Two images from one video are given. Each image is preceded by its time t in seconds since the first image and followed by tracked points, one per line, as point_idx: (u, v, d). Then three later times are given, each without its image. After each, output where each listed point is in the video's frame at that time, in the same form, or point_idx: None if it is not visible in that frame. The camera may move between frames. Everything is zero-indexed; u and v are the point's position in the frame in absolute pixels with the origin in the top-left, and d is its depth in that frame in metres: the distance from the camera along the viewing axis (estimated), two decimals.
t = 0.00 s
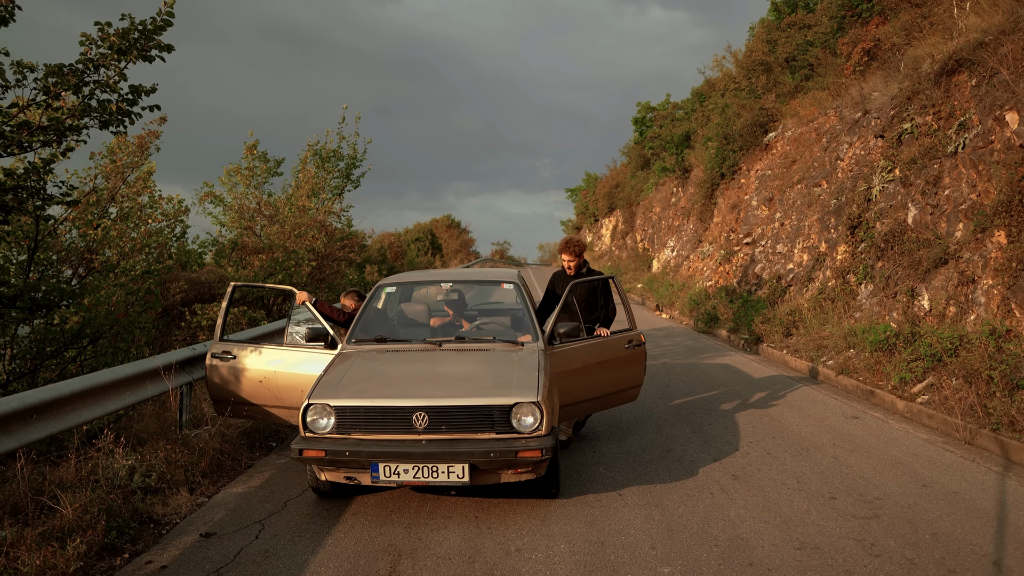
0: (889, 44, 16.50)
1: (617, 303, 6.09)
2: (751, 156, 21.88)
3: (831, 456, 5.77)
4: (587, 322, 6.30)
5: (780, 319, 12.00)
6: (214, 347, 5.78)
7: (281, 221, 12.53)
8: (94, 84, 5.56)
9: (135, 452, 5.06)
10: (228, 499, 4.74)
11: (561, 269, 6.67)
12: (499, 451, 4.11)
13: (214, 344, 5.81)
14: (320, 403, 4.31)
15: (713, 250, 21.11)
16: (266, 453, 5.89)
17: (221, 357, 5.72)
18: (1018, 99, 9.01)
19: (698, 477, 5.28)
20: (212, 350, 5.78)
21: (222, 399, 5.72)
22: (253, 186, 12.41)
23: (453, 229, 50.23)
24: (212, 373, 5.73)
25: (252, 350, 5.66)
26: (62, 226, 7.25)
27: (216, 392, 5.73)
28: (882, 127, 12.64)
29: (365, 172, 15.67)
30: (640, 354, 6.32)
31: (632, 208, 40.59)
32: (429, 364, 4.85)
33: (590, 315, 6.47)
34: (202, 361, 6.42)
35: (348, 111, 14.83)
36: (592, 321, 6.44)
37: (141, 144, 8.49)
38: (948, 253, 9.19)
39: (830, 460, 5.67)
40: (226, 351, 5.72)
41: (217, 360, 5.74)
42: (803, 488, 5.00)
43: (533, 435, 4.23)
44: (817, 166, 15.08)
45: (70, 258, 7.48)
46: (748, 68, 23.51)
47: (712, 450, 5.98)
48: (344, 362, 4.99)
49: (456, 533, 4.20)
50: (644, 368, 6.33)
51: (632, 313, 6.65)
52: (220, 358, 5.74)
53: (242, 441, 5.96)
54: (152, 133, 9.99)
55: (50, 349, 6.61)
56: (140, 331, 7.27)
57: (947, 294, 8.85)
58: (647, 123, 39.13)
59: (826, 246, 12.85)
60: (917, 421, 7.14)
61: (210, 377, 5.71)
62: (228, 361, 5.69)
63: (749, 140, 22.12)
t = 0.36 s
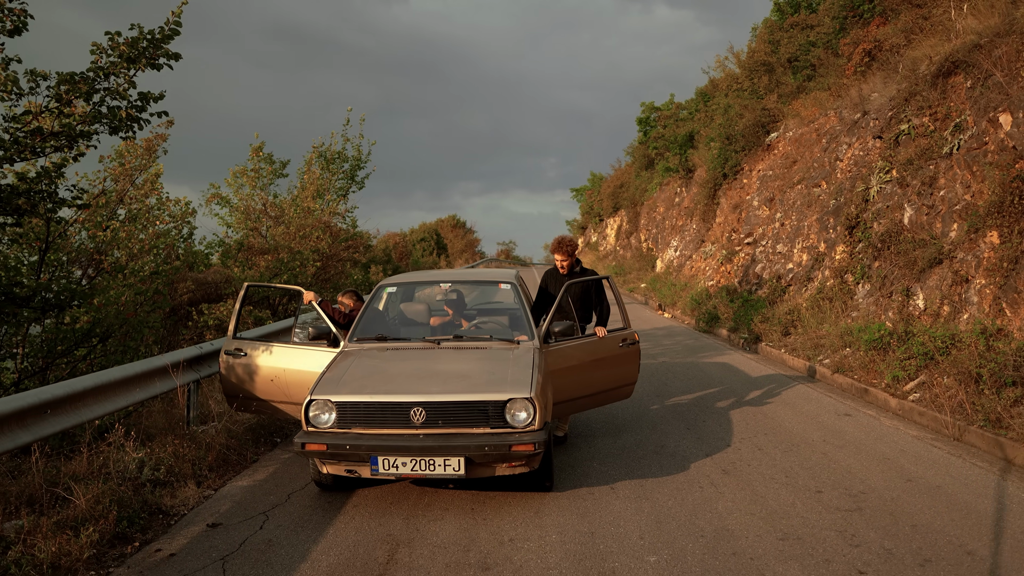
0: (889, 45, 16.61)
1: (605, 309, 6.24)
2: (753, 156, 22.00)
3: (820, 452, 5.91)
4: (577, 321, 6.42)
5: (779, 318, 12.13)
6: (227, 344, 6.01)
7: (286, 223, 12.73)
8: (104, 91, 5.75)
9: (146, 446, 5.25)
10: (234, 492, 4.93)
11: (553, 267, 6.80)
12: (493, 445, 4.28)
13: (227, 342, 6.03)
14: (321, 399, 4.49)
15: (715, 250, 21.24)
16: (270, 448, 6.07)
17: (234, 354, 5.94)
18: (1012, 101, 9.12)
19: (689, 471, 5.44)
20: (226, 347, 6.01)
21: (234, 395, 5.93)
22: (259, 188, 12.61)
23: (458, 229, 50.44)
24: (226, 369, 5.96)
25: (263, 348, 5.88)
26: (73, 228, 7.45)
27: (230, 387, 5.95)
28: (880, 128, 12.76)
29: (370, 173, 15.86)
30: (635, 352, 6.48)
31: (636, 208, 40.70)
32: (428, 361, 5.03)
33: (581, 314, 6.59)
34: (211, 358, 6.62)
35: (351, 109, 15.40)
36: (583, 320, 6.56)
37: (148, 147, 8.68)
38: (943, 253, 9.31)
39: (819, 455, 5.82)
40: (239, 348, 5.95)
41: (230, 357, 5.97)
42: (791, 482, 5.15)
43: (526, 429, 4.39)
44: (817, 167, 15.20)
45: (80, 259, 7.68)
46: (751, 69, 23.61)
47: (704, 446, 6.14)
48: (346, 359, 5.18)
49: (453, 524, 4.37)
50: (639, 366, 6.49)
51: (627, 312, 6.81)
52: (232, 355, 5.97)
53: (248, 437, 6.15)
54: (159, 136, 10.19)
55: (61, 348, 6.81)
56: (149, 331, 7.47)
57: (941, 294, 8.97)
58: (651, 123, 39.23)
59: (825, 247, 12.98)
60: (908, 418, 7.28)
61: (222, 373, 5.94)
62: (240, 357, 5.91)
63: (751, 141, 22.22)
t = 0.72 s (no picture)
0: (901, 46, 16.63)
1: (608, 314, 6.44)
2: (765, 156, 22.04)
3: (820, 449, 6.04)
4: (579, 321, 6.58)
5: (787, 318, 12.24)
6: (256, 340, 6.30)
7: (301, 224, 12.99)
8: (127, 99, 5.99)
9: (167, 439, 5.49)
10: (251, 484, 5.14)
11: (558, 269, 7.02)
12: (499, 439, 4.45)
13: (255, 339, 6.31)
14: (334, 394, 4.69)
15: (727, 250, 21.31)
16: (286, 443, 6.29)
17: (261, 350, 6.22)
18: (1018, 103, 9.18)
19: (691, 467, 5.58)
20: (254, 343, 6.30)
21: (262, 389, 6.21)
22: (275, 190, 12.88)
23: (472, 229, 50.70)
24: (254, 364, 6.26)
25: (286, 346, 6.11)
26: (95, 231, 7.70)
27: (259, 383, 6.22)
28: (890, 129, 12.82)
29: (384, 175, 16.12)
30: (641, 351, 6.63)
31: (649, 208, 40.73)
32: (437, 359, 5.21)
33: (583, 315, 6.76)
34: (229, 357, 6.84)
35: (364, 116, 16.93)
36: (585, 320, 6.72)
37: (167, 151, 8.94)
38: (950, 253, 9.38)
39: (820, 452, 5.94)
40: (265, 344, 6.23)
41: (257, 352, 6.26)
42: (789, 477, 5.29)
43: (531, 425, 4.56)
44: (828, 167, 15.26)
45: (102, 260, 7.95)
46: (763, 70, 23.64)
47: (707, 443, 6.28)
48: (359, 356, 5.38)
49: (460, 515, 4.55)
50: (645, 365, 6.63)
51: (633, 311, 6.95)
52: (258, 350, 6.26)
53: (265, 432, 6.36)
54: (178, 140, 10.46)
55: (85, 346, 7.06)
56: (170, 330, 7.72)
57: (947, 294, 9.05)
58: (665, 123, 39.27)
59: (835, 247, 13.05)
60: (911, 416, 7.38)
61: (251, 369, 6.23)
62: (265, 353, 6.19)
63: (763, 141, 22.27)
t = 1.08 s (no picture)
0: (910, 48, 16.67)
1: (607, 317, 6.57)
2: (775, 157, 22.10)
3: (820, 447, 6.17)
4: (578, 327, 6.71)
5: (794, 319, 12.34)
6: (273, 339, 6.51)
7: (313, 226, 13.21)
8: (146, 105, 6.20)
9: (185, 434, 5.69)
10: (265, 478, 5.33)
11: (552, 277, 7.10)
12: (503, 435, 4.61)
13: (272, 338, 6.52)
14: (345, 391, 4.87)
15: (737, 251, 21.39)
16: (299, 439, 6.48)
17: (277, 348, 6.43)
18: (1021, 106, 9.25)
19: (692, 464, 5.73)
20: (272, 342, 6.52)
21: (278, 387, 6.42)
22: (288, 191, 13.11)
23: (483, 229, 50.92)
24: (270, 362, 6.46)
25: (301, 346, 6.31)
26: (113, 232, 7.94)
27: (275, 380, 6.43)
28: (897, 130, 12.89)
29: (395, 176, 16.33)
30: (646, 351, 6.78)
31: (660, 209, 40.78)
32: (445, 357, 5.38)
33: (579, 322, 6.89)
34: (243, 355, 7.05)
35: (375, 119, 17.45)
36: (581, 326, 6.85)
37: (183, 153, 9.16)
38: (954, 255, 9.46)
39: (819, 450, 6.07)
40: (281, 342, 6.44)
41: (272, 350, 6.47)
42: (787, 474, 5.43)
43: (535, 422, 4.71)
44: (835, 169, 15.33)
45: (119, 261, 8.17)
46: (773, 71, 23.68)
47: (709, 441, 6.42)
48: (369, 355, 5.56)
49: (466, 508, 4.71)
50: (649, 365, 6.78)
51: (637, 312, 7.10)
52: (274, 348, 6.47)
53: (278, 428, 6.56)
54: (193, 143, 10.70)
55: (104, 344, 7.29)
56: (187, 329, 7.94)
57: (951, 295, 9.13)
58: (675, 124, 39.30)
59: (842, 248, 13.13)
60: (912, 416, 7.48)
61: (269, 367, 6.44)
62: (281, 351, 6.40)
63: (773, 142, 22.32)
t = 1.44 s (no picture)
0: (914, 50, 16.76)
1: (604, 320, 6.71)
2: (778, 159, 22.21)
3: (816, 445, 6.31)
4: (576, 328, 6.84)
5: (796, 319, 12.46)
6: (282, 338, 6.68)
7: (320, 227, 13.39)
8: (161, 111, 6.38)
9: (199, 430, 5.87)
10: (277, 472, 5.51)
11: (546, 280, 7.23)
12: (507, 432, 4.77)
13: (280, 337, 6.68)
14: (355, 389, 5.04)
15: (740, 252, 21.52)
16: (308, 436, 6.65)
17: (287, 347, 6.60)
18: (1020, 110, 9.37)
19: (691, 461, 5.88)
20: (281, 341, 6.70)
21: (288, 384, 6.59)
22: (295, 192, 13.30)
23: (489, 229, 51.12)
24: (281, 360, 6.63)
25: (311, 345, 6.48)
26: (125, 233, 8.13)
27: (285, 379, 6.60)
28: (899, 133, 13.01)
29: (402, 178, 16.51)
30: (647, 351, 6.93)
31: (665, 210, 40.89)
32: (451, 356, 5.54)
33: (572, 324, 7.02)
34: (254, 354, 7.23)
35: (383, 118, 17.71)
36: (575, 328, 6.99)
37: (193, 156, 9.34)
38: (952, 257, 9.59)
39: (815, 448, 6.22)
40: (291, 341, 6.63)
41: (283, 348, 6.66)
42: (784, 471, 5.58)
43: (538, 419, 4.87)
44: (838, 171, 15.45)
45: (132, 262, 8.36)
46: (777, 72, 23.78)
47: (709, 439, 6.57)
48: (377, 354, 5.73)
49: (471, 502, 4.87)
50: (651, 365, 6.93)
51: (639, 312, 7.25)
52: (285, 346, 6.65)
53: (289, 425, 6.74)
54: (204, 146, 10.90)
55: (119, 343, 7.48)
56: (199, 327, 8.13)
57: (949, 297, 9.26)
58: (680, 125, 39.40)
59: (843, 250, 13.25)
60: (908, 415, 7.63)
61: (279, 366, 6.61)
62: (291, 349, 6.58)
63: (777, 144, 22.42)
